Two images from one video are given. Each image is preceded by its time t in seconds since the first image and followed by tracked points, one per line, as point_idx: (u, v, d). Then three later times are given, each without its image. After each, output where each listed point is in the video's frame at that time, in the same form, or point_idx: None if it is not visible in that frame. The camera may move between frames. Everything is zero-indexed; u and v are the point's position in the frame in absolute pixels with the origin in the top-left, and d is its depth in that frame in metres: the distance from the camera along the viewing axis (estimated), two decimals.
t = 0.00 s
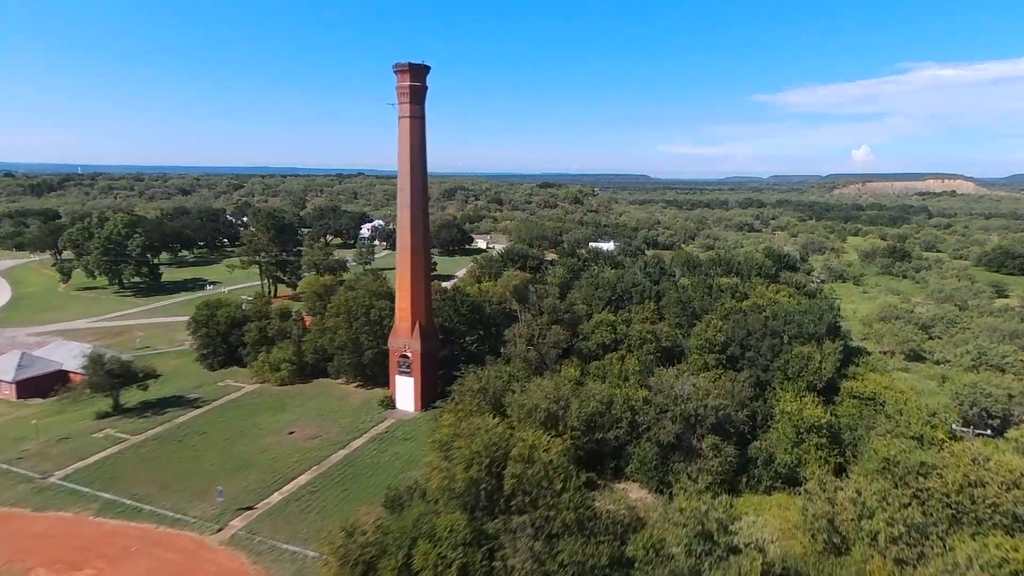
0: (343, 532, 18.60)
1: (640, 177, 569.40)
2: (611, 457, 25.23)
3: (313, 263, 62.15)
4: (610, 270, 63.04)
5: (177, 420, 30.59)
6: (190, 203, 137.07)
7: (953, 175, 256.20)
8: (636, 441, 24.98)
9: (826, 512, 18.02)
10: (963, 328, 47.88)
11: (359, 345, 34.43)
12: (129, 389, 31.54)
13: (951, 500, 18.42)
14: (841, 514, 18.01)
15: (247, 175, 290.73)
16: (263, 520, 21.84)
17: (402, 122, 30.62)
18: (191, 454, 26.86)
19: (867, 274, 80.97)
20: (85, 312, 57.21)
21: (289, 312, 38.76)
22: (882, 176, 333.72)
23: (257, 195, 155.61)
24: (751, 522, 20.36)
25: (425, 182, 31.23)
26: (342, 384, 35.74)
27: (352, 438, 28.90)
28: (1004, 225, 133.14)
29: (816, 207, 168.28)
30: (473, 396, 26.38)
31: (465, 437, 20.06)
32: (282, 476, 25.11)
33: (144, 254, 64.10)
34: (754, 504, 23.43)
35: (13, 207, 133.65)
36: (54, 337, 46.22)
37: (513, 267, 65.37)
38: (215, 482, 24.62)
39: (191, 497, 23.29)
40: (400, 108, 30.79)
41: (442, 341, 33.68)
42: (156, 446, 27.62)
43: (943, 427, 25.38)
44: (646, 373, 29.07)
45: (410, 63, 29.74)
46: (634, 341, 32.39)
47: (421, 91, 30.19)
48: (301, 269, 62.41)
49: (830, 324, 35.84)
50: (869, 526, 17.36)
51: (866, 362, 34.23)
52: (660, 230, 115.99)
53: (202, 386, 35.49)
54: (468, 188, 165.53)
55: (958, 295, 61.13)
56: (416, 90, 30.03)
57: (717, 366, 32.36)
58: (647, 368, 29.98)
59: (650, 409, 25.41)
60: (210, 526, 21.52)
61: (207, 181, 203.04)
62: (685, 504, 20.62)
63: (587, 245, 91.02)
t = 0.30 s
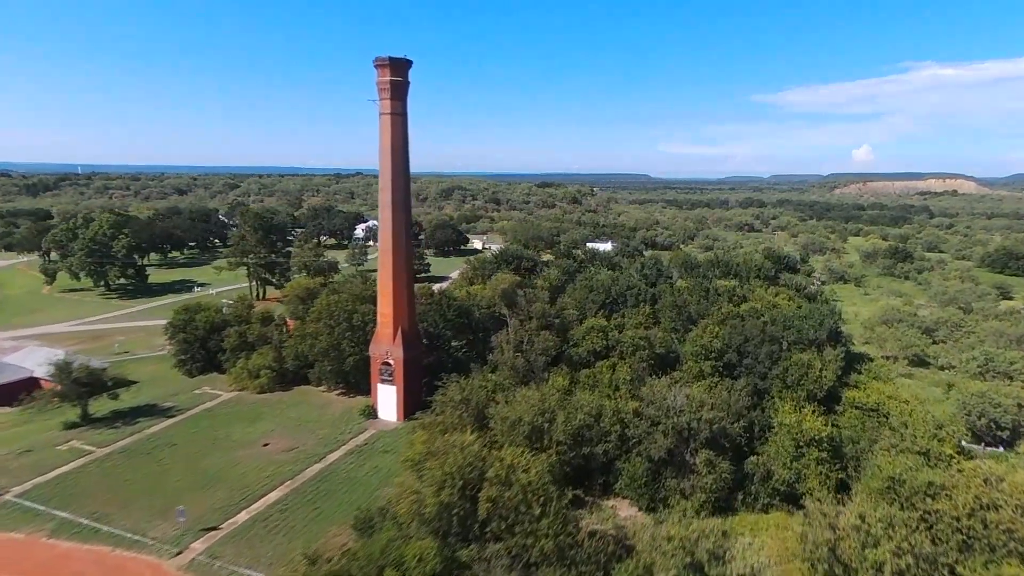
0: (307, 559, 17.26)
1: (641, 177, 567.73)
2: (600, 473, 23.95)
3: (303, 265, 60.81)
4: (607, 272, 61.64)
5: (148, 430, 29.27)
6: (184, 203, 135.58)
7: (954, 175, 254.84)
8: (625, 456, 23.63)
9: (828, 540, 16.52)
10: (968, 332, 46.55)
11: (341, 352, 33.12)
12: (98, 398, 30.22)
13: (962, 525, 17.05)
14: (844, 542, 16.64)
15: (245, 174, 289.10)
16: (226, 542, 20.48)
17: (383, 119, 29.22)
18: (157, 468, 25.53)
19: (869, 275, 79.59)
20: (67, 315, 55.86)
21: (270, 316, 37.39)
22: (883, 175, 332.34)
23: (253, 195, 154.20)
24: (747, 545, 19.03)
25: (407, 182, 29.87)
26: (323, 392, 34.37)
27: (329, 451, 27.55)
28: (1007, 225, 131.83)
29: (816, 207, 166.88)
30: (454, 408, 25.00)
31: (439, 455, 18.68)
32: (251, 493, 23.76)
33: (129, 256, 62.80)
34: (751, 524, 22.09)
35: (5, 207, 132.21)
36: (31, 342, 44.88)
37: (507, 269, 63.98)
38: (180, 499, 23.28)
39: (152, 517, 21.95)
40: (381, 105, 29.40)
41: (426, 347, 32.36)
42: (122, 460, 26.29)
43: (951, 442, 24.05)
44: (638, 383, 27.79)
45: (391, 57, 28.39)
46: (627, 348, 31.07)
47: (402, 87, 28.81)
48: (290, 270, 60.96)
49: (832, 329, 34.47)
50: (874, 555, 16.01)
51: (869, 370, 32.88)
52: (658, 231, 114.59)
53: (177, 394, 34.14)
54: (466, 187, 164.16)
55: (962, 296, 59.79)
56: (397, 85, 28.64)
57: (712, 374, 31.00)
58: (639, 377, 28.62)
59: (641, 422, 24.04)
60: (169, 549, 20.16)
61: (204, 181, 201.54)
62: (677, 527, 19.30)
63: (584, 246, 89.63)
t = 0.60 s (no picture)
0: None
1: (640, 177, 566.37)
2: (586, 491, 22.61)
3: (290, 267, 59.39)
4: (602, 274, 60.25)
5: (115, 442, 27.88)
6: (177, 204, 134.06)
7: (955, 175, 253.35)
8: (613, 474, 22.30)
9: (829, 573, 15.46)
10: (972, 338, 45.23)
11: (320, 360, 31.75)
12: (64, 408, 28.85)
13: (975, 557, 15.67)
14: (846, 575, 15.30)
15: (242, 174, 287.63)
16: (183, 568, 19.10)
17: (361, 115, 27.80)
18: (119, 485, 24.14)
19: (870, 277, 78.24)
20: (48, 318, 54.45)
21: (248, 321, 36.01)
22: (883, 175, 330.90)
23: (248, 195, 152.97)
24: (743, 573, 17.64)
25: (387, 181, 28.48)
26: (302, 400, 33.00)
27: (303, 466, 26.15)
28: (1008, 225, 130.56)
29: (816, 207, 165.47)
30: (432, 422, 23.66)
31: (409, 477, 17.28)
32: (216, 512, 22.42)
33: (113, 257, 61.42)
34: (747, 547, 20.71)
35: None
36: (6, 347, 43.50)
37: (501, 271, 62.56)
38: (139, 519, 21.89)
39: (107, 540, 20.57)
40: (360, 101, 27.99)
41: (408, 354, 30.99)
42: (83, 475, 24.90)
43: (960, 460, 22.71)
44: (629, 394, 26.42)
45: (369, 51, 27.00)
46: (618, 356, 29.72)
47: (381, 82, 27.41)
48: (278, 271, 59.51)
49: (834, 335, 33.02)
50: None
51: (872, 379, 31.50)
52: (656, 231, 113.16)
53: (150, 404, 32.75)
54: (463, 188, 162.72)
55: (966, 299, 58.41)
56: (376, 80, 27.23)
57: (708, 385, 29.62)
58: (630, 389, 27.29)
59: (630, 437, 22.65)
60: None
61: (199, 181, 199.96)
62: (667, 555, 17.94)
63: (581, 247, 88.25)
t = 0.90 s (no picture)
0: None
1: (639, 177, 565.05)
2: (571, 511, 21.24)
3: (277, 269, 57.92)
4: (597, 276, 58.86)
5: (77, 456, 26.46)
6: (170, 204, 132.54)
7: (955, 175, 252.05)
8: (599, 493, 20.90)
9: None
10: (976, 343, 43.93)
11: (297, 368, 30.35)
12: (25, 420, 27.43)
13: None
14: None
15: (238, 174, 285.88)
16: None
17: (337, 112, 26.37)
18: (75, 504, 22.72)
19: (871, 278, 76.93)
20: (27, 321, 53.00)
21: (225, 327, 34.58)
22: (882, 175, 329.88)
23: (242, 195, 151.45)
24: None
25: (365, 181, 27.05)
26: (279, 410, 31.58)
27: (273, 482, 24.74)
28: (1009, 225, 129.35)
29: (816, 207, 164.22)
30: (409, 437, 22.24)
31: (372, 503, 15.83)
32: (174, 534, 21.01)
33: (97, 259, 60.05)
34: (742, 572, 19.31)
35: None
36: None
37: (494, 273, 61.11)
38: (91, 544, 20.46)
39: (53, 567, 19.16)
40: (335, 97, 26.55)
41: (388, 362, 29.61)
42: (39, 492, 23.49)
43: (969, 479, 21.35)
44: (618, 405, 25.02)
45: (344, 44, 25.59)
46: (608, 365, 28.36)
47: (357, 76, 25.97)
48: (265, 274, 58.04)
49: (834, 341, 31.62)
50: None
51: (874, 388, 30.12)
52: (654, 232, 111.77)
53: (120, 413, 31.32)
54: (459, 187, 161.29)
55: (969, 301, 57.08)
56: (351, 75, 25.80)
57: (703, 395, 28.20)
58: (619, 400, 25.89)
59: (617, 454, 21.21)
60: None
61: (195, 181, 198.49)
62: None
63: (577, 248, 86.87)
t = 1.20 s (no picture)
0: None
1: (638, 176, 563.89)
2: (552, 534, 19.84)
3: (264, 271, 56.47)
4: (592, 278, 57.50)
5: (36, 471, 25.09)
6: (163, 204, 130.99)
7: (955, 175, 250.65)
8: (583, 515, 19.47)
9: None
10: (982, 351, 42.62)
11: (272, 377, 29.01)
12: None
13: None
14: None
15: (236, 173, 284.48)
16: None
17: (310, 107, 24.87)
18: (26, 525, 21.33)
19: (871, 280, 75.61)
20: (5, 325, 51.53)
21: (201, 332, 33.19)
22: (883, 175, 328.16)
23: (237, 195, 150.04)
24: None
25: (341, 180, 25.60)
26: (254, 420, 30.17)
27: (241, 500, 23.36)
28: (1011, 225, 128.07)
29: (816, 206, 162.79)
30: (381, 454, 20.83)
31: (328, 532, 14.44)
32: (128, 559, 19.60)
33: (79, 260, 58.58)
34: None
35: None
36: None
37: (486, 275, 59.67)
38: (36, 570, 19.08)
39: None
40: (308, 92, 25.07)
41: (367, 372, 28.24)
42: None
43: (979, 500, 19.99)
44: (605, 419, 23.65)
45: (316, 35, 24.14)
46: (597, 374, 27.00)
47: (331, 70, 24.52)
48: (251, 276, 56.59)
49: (835, 348, 30.21)
50: None
51: (877, 398, 28.71)
52: (652, 232, 110.37)
53: (88, 424, 29.93)
54: (456, 187, 159.87)
55: (973, 304, 55.78)
56: (324, 68, 24.33)
57: (697, 407, 26.80)
58: (608, 413, 24.54)
59: (602, 473, 19.83)
60: None
61: (190, 180, 196.91)
62: None
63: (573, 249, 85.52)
